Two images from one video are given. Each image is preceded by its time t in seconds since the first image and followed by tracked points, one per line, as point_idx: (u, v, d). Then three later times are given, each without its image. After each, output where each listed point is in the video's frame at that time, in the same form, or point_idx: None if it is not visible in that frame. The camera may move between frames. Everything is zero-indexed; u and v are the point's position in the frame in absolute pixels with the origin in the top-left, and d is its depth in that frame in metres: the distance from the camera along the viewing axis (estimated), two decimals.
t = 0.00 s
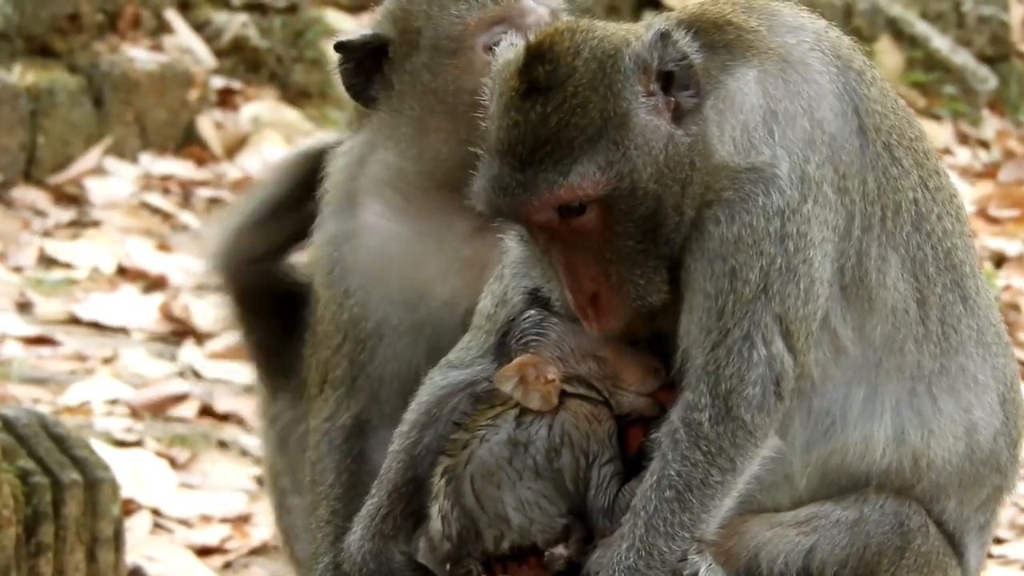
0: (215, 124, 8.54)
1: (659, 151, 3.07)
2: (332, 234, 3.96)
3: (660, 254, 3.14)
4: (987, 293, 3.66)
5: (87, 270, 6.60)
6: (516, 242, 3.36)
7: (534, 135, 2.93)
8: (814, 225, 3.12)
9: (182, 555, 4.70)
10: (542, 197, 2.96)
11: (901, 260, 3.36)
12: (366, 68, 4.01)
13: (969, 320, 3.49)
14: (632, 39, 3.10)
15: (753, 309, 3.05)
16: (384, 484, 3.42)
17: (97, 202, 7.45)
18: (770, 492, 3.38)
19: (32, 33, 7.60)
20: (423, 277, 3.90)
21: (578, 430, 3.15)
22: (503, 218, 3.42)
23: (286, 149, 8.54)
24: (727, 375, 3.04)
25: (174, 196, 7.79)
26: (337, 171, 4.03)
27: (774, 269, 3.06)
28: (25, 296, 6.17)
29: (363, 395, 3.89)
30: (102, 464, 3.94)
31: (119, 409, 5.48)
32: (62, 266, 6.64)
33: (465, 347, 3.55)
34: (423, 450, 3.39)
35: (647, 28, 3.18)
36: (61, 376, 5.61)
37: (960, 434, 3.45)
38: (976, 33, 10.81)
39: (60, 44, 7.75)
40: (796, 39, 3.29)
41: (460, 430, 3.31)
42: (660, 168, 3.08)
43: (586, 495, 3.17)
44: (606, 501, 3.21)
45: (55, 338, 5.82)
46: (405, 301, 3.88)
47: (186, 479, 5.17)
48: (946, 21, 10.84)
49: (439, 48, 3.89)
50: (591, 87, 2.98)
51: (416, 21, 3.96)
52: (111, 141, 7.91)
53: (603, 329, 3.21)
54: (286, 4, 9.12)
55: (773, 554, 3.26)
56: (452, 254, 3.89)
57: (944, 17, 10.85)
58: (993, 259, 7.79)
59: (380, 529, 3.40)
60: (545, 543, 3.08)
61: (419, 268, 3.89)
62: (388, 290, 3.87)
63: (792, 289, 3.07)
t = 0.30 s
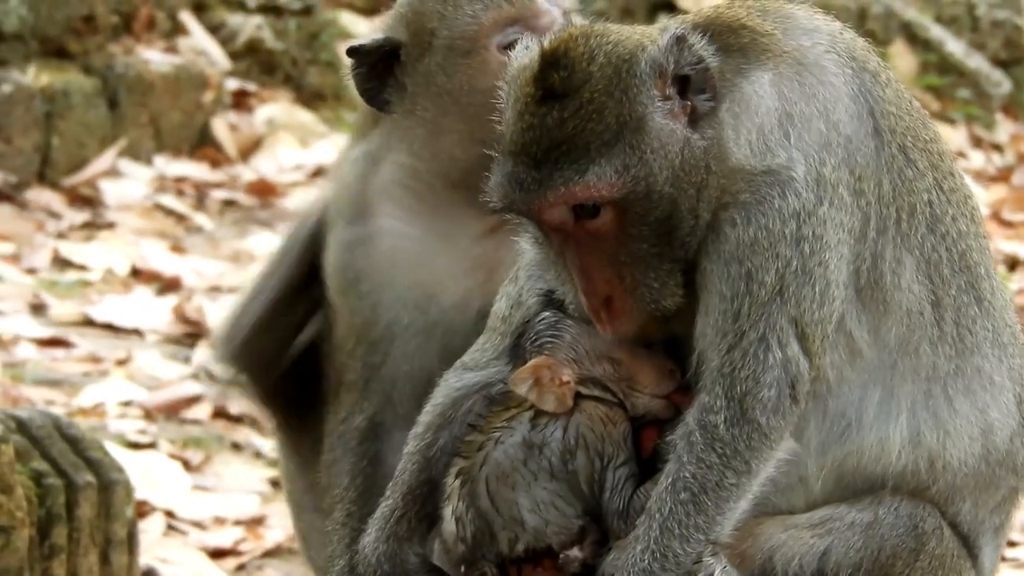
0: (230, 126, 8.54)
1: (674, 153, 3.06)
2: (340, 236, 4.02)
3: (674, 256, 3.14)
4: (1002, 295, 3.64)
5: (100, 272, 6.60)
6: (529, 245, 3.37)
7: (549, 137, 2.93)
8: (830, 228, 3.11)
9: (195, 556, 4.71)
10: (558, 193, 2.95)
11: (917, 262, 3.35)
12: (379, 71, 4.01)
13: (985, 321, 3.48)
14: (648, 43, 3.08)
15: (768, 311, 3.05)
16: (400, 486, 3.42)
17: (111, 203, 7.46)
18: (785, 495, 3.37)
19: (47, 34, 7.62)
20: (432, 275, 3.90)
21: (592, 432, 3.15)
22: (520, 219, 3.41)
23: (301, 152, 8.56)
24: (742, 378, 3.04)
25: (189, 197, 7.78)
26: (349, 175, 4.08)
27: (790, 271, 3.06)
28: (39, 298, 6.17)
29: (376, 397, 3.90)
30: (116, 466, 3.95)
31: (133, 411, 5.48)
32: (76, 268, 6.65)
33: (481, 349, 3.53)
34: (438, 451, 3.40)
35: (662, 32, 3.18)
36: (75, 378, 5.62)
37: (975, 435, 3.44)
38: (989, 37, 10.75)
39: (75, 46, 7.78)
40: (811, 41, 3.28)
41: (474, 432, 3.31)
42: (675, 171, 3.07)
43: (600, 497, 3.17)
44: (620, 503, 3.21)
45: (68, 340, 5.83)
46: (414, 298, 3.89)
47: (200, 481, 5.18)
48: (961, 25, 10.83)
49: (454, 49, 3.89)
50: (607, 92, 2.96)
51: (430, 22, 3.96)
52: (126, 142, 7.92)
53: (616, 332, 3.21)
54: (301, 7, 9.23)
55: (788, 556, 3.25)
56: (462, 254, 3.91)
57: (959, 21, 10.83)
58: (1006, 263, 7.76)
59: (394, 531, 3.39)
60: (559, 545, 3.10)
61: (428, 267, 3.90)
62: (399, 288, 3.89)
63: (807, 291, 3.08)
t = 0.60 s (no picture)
0: (234, 131, 8.55)
1: (676, 159, 3.07)
2: (360, 239, 4.00)
3: (677, 260, 3.15)
4: (1006, 299, 3.64)
5: (105, 277, 6.60)
6: (532, 251, 3.37)
7: (552, 143, 2.94)
8: (834, 232, 3.11)
9: (200, 564, 4.75)
10: (561, 198, 2.96)
11: (920, 266, 3.35)
12: (399, 73, 4.04)
13: (988, 325, 3.48)
14: (649, 49, 3.08)
15: (772, 315, 3.05)
16: (404, 492, 3.42)
17: (116, 208, 7.46)
18: (789, 500, 3.37)
19: (50, 39, 7.66)
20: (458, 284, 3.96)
21: (597, 437, 3.15)
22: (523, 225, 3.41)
23: (305, 156, 8.56)
24: (746, 383, 3.04)
25: (193, 202, 7.78)
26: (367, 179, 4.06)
27: (793, 275, 3.05)
28: (43, 302, 6.17)
29: (387, 399, 3.89)
30: (120, 471, 3.95)
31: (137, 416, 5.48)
32: (81, 273, 6.65)
33: (484, 355, 3.54)
34: (441, 457, 3.40)
35: (665, 38, 3.17)
36: (79, 384, 5.62)
37: (978, 440, 3.44)
38: (994, 41, 10.79)
39: (79, 51, 7.80)
40: (813, 45, 3.27)
41: (478, 437, 3.32)
42: (678, 177, 3.09)
43: (604, 502, 3.17)
44: (625, 509, 3.21)
45: (73, 346, 5.85)
46: (440, 315, 3.94)
47: (204, 486, 5.18)
48: (965, 29, 10.88)
49: (478, 52, 3.95)
50: (609, 100, 2.97)
51: (450, 26, 4.03)
52: (130, 147, 7.93)
53: (619, 337, 3.20)
54: (305, 12, 9.21)
55: (792, 561, 3.25)
56: (484, 260, 3.95)
57: (963, 24, 10.89)
58: (1011, 267, 7.74)
59: (398, 536, 3.39)
60: (563, 550, 3.10)
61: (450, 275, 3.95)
62: (428, 303, 3.93)
63: (811, 296, 3.07)
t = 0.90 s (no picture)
0: (234, 140, 8.57)
1: (674, 169, 3.06)
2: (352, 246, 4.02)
3: (674, 270, 3.15)
4: (1004, 309, 3.64)
5: (105, 286, 6.61)
6: (532, 264, 3.36)
7: (550, 153, 2.94)
8: (830, 241, 3.11)
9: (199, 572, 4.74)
10: (558, 209, 2.95)
11: (918, 275, 3.35)
12: (403, 94, 4.00)
13: (985, 335, 3.48)
14: (647, 58, 3.07)
15: (768, 324, 3.05)
16: (402, 503, 3.43)
17: (116, 218, 7.47)
18: (788, 510, 3.37)
19: (51, 48, 7.66)
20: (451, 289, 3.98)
21: (595, 447, 3.15)
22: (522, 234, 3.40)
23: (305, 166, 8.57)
24: (743, 392, 3.04)
25: (193, 211, 7.79)
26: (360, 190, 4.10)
27: (790, 284, 3.06)
28: (43, 312, 6.17)
29: (383, 411, 3.92)
30: (120, 481, 3.95)
31: (137, 425, 5.48)
32: (81, 282, 6.66)
33: (483, 365, 3.54)
34: (439, 467, 3.41)
35: (662, 48, 3.17)
36: (80, 394, 5.61)
37: (975, 450, 3.44)
38: (994, 50, 10.83)
39: (79, 59, 7.82)
40: (811, 55, 3.28)
41: (477, 447, 3.32)
42: (675, 187, 3.08)
43: (603, 512, 3.19)
44: (623, 519, 3.22)
45: (73, 354, 5.85)
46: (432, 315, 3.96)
47: (204, 497, 5.17)
48: (965, 38, 10.95)
49: (483, 77, 3.94)
50: (607, 108, 2.96)
51: (457, 50, 3.99)
52: (130, 156, 7.94)
53: (615, 347, 3.19)
54: (305, 20, 9.24)
55: (790, 572, 3.24)
56: (477, 269, 3.97)
57: (964, 34, 10.96)
58: (1012, 276, 7.75)
59: (396, 546, 3.39)
60: (561, 561, 3.14)
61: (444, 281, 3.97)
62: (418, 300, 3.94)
63: (807, 304, 3.08)
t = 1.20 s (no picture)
0: (230, 150, 8.58)
1: (674, 167, 3.08)
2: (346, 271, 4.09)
3: (671, 269, 3.14)
4: (1002, 318, 3.66)
5: (101, 296, 6.62)
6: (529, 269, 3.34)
7: (550, 147, 2.94)
8: (825, 252, 3.12)
9: None
10: (558, 203, 2.95)
11: (916, 283, 3.37)
12: (392, 125, 3.97)
13: (985, 341, 3.50)
14: (649, 56, 3.11)
15: (764, 335, 3.06)
16: (398, 513, 3.44)
17: (112, 228, 7.47)
18: (787, 518, 3.36)
19: (47, 58, 7.66)
20: (447, 306, 3.99)
21: (593, 456, 3.16)
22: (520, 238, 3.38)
23: (301, 176, 8.58)
24: (740, 401, 3.04)
25: (189, 222, 7.79)
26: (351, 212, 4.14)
27: (787, 295, 3.06)
28: (39, 322, 6.18)
29: (381, 424, 3.99)
30: (116, 490, 3.97)
31: (134, 435, 5.49)
32: (77, 292, 6.66)
33: (478, 374, 3.55)
34: (435, 478, 3.41)
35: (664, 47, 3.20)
36: (76, 404, 5.61)
37: (972, 455, 3.45)
38: (991, 60, 10.86)
39: (75, 70, 7.83)
40: (809, 66, 3.31)
41: (476, 456, 3.32)
42: (675, 186, 3.09)
43: (601, 520, 3.19)
44: (622, 526, 3.22)
45: (69, 364, 5.85)
46: (428, 334, 3.97)
47: (201, 506, 5.18)
48: (962, 48, 11.01)
49: (466, 104, 3.91)
50: (609, 102, 2.98)
51: (439, 80, 3.95)
52: (126, 166, 7.94)
53: (606, 344, 3.17)
54: (301, 31, 9.25)
55: None
56: (474, 286, 3.99)
57: (960, 44, 11.02)
58: (1008, 286, 7.76)
59: (392, 556, 3.41)
60: (558, 569, 3.15)
61: (439, 299, 3.99)
62: (412, 322, 3.96)
63: (804, 316, 3.08)
